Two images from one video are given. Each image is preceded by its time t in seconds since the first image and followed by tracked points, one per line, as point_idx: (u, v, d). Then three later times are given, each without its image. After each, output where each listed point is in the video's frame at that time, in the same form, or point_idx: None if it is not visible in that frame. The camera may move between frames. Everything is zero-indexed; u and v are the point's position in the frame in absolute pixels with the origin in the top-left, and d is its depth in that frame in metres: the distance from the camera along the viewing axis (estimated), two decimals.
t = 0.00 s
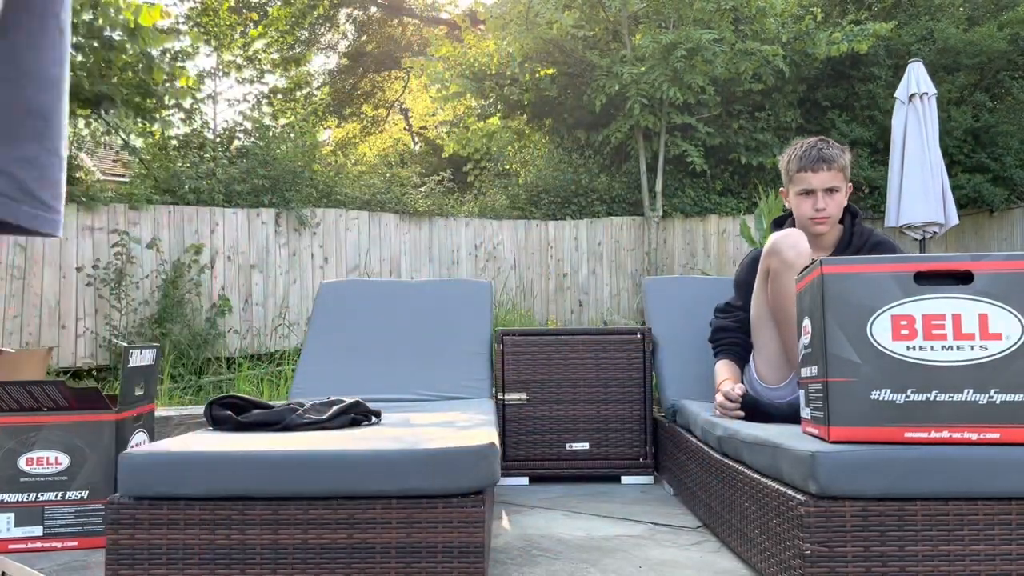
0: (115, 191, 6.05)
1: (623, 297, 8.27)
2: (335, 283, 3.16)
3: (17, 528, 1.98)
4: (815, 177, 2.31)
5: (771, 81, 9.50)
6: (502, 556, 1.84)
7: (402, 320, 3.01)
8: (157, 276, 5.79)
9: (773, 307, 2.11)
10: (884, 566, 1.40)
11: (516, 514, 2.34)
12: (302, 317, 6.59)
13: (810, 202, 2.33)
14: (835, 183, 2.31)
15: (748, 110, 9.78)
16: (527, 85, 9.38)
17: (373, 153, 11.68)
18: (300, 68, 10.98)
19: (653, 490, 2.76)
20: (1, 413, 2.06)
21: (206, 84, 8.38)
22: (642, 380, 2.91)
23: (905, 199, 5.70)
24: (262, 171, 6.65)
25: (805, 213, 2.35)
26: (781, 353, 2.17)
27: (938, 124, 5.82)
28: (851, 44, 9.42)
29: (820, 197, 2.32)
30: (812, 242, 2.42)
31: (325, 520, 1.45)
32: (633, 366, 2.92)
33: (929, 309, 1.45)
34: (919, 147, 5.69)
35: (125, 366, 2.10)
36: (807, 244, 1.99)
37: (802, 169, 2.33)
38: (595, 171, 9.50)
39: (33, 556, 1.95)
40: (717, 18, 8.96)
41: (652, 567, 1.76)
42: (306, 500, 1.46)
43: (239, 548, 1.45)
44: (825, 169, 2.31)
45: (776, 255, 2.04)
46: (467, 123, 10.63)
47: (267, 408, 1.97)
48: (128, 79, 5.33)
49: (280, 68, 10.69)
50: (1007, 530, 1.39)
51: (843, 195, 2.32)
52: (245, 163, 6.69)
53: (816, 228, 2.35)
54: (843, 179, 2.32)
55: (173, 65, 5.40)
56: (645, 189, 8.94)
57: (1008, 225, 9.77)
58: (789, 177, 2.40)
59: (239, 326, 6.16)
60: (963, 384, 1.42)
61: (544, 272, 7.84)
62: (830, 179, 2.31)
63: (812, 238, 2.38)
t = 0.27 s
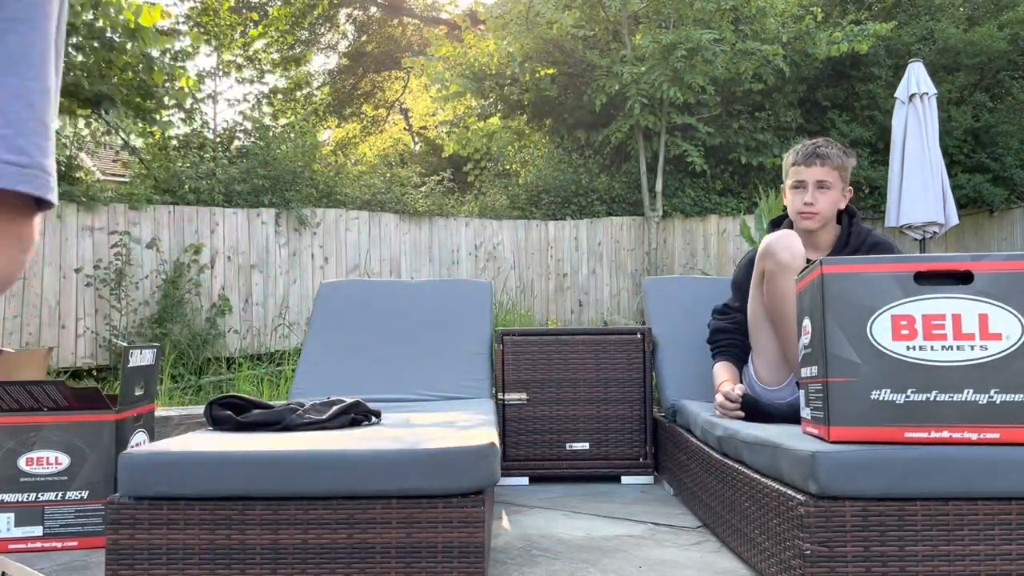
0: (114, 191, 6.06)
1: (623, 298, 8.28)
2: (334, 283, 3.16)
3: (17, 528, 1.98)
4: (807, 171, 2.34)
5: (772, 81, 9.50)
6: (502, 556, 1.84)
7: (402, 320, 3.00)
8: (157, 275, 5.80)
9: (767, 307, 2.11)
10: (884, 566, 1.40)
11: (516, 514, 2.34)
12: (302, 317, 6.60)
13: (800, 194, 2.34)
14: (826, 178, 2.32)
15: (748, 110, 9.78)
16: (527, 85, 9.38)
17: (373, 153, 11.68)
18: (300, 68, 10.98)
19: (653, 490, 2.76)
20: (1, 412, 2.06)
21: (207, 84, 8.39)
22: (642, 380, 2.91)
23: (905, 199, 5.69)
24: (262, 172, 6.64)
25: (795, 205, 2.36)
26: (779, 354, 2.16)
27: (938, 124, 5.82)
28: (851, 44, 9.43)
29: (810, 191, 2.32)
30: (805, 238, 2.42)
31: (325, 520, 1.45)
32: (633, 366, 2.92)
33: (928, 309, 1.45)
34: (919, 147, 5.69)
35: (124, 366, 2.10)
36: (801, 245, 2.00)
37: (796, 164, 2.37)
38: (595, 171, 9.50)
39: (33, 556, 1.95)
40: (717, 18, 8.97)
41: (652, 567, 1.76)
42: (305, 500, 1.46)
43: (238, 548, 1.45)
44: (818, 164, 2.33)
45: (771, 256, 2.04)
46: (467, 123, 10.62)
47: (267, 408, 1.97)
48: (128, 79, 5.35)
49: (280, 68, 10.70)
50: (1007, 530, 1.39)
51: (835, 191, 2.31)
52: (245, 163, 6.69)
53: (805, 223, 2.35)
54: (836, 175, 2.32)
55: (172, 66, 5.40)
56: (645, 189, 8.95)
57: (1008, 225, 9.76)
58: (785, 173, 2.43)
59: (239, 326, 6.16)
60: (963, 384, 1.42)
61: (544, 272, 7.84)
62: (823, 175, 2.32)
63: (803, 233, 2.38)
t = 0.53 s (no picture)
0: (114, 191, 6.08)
1: (623, 298, 8.28)
2: (335, 283, 3.15)
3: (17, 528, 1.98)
4: (805, 168, 2.36)
5: (772, 81, 9.51)
6: (502, 556, 1.84)
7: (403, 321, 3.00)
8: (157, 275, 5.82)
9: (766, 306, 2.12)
10: (884, 566, 1.40)
11: (516, 514, 2.34)
12: (302, 317, 6.60)
13: (797, 189, 2.36)
14: (822, 175, 2.32)
15: (748, 110, 9.79)
16: (527, 85, 9.39)
17: (373, 153, 11.68)
18: (300, 69, 10.98)
19: (653, 490, 2.76)
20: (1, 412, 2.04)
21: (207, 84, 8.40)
22: (642, 380, 2.91)
23: (906, 199, 5.69)
24: (262, 171, 6.64)
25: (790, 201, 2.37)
26: (779, 354, 2.16)
27: (938, 124, 5.83)
28: (851, 44, 9.44)
29: (807, 186, 2.33)
30: (808, 238, 2.42)
31: (325, 520, 1.45)
32: (633, 366, 2.92)
33: (928, 309, 1.45)
34: (920, 147, 5.69)
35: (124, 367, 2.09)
36: (801, 245, 2.00)
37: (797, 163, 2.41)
38: (595, 171, 9.50)
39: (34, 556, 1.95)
40: (717, 18, 8.98)
41: (652, 567, 1.76)
42: (305, 500, 1.46)
43: (238, 548, 1.45)
44: (816, 162, 2.35)
45: (771, 257, 2.04)
46: (467, 123, 10.62)
47: (267, 407, 1.96)
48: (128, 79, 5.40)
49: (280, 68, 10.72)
50: (1007, 530, 1.39)
51: (830, 189, 2.31)
52: (245, 162, 6.68)
53: (801, 219, 2.35)
54: (834, 173, 2.33)
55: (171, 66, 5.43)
56: (645, 189, 8.95)
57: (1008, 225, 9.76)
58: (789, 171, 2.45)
59: (239, 326, 6.17)
60: (963, 384, 1.42)
61: (544, 272, 7.83)
62: (821, 172, 2.33)
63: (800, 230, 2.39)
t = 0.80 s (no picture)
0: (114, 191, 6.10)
1: (623, 298, 8.28)
2: (336, 283, 3.15)
3: (18, 528, 1.99)
4: (812, 170, 2.36)
5: (772, 81, 9.52)
6: (502, 556, 1.84)
7: (403, 321, 3.00)
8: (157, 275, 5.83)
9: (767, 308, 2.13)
10: (883, 566, 1.40)
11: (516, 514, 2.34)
12: (302, 317, 6.61)
13: (804, 190, 2.35)
14: (831, 177, 2.32)
15: (748, 110, 9.79)
16: (527, 85, 9.40)
17: (373, 153, 11.69)
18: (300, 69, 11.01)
19: (653, 490, 2.77)
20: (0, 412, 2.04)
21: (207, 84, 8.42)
22: (642, 380, 2.91)
23: (906, 198, 5.69)
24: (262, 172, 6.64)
25: (798, 203, 2.36)
26: (781, 354, 2.16)
27: (938, 124, 5.83)
28: (851, 44, 9.44)
29: (815, 187, 2.33)
30: (815, 239, 2.41)
31: (324, 520, 1.45)
32: (633, 366, 2.92)
33: (928, 309, 1.45)
34: (920, 146, 5.69)
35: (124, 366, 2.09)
36: (805, 245, 2.00)
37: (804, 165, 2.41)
38: (595, 172, 9.51)
39: (34, 556, 1.95)
40: (717, 18, 9.00)
41: (652, 567, 1.76)
42: (305, 500, 1.46)
43: (239, 548, 1.45)
44: (823, 164, 2.35)
45: (774, 256, 2.04)
46: (467, 123, 10.62)
47: (267, 407, 1.97)
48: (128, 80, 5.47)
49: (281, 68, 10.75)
50: (1007, 530, 1.39)
51: (839, 191, 2.30)
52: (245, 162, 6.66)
53: (809, 221, 2.34)
54: (842, 175, 2.32)
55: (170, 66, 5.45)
56: (646, 189, 8.95)
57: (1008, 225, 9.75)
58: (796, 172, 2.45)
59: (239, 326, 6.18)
60: (963, 384, 1.42)
61: (544, 272, 7.83)
62: (828, 173, 2.33)
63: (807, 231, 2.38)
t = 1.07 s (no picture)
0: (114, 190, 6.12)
1: (622, 298, 8.28)
2: (335, 283, 3.16)
3: (18, 528, 1.98)
4: (813, 174, 2.36)
5: (772, 81, 9.54)
6: (503, 556, 1.84)
7: (402, 321, 3.00)
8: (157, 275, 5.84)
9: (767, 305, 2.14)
10: (883, 566, 1.40)
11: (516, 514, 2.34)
12: (302, 317, 6.61)
13: (805, 194, 2.36)
14: (831, 181, 2.32)
15: (748, 110, 9.79)
16: (527, 85, 9.42)
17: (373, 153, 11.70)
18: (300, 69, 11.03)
19: (653, 490, 2.76)
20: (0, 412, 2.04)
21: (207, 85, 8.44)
22: (642, 380, 2.91)
23: (906, 197, 5.68)
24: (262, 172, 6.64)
25: (799, 207, 2.36)
26: (781, 353, 2.16)
27: (938, 123, 5.83)
28: (851, 44, 9.45)
29: (815, 191, 2.33)
30: (816, 241, 2.42)
31: (325, 520, 1.45)
32: (633, 366, 2.92)
33: (928, 309, 1.45)
34: (920, 146, 5.69)
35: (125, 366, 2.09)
36: (806, 245, 2.00)
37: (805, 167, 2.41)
38: (595, 172, 9.51)
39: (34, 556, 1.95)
40: (717, 18, 9.01)
41: (652, 567, 1.76)
42: (305, 500, 1.46)
43: (239, 548, 1.45)
44: (823, 167, 2.35)
45: (776, 255, 2.04)
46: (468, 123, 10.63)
47: (267, 407, 1.97)
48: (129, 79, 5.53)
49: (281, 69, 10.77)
50: (1007, 530, 1.39)
51: (840, 194, 2.31)
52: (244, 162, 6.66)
53: (810, 224, 2.34)
54: (842, 178, 2.32)
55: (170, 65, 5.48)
56: (645, 189, 8.95)
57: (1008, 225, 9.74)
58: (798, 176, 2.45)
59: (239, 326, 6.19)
60: (963, 384, 1.42)
61: (544, 272, 7.82)
62: (829, 176, 2.33)
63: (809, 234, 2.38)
